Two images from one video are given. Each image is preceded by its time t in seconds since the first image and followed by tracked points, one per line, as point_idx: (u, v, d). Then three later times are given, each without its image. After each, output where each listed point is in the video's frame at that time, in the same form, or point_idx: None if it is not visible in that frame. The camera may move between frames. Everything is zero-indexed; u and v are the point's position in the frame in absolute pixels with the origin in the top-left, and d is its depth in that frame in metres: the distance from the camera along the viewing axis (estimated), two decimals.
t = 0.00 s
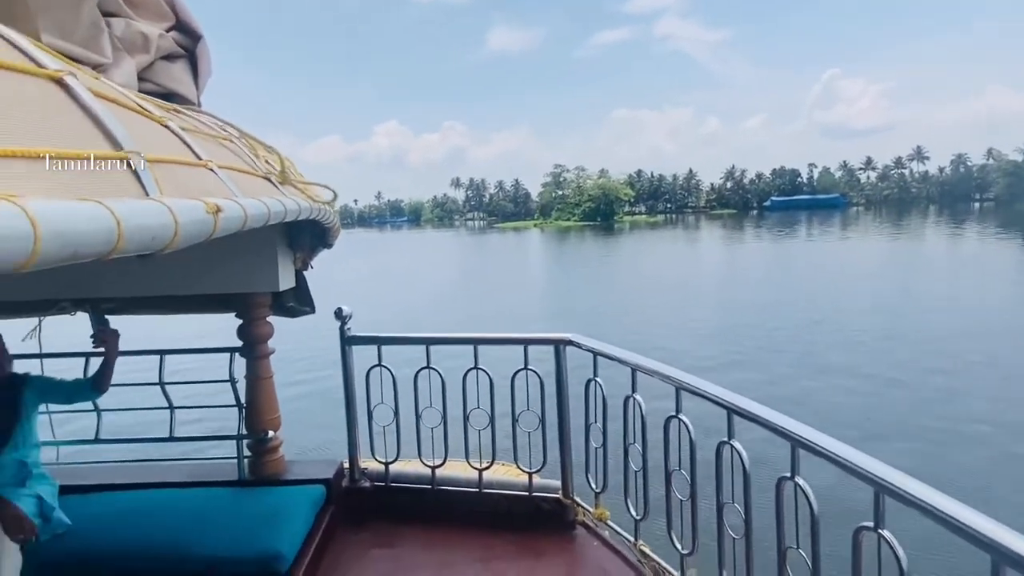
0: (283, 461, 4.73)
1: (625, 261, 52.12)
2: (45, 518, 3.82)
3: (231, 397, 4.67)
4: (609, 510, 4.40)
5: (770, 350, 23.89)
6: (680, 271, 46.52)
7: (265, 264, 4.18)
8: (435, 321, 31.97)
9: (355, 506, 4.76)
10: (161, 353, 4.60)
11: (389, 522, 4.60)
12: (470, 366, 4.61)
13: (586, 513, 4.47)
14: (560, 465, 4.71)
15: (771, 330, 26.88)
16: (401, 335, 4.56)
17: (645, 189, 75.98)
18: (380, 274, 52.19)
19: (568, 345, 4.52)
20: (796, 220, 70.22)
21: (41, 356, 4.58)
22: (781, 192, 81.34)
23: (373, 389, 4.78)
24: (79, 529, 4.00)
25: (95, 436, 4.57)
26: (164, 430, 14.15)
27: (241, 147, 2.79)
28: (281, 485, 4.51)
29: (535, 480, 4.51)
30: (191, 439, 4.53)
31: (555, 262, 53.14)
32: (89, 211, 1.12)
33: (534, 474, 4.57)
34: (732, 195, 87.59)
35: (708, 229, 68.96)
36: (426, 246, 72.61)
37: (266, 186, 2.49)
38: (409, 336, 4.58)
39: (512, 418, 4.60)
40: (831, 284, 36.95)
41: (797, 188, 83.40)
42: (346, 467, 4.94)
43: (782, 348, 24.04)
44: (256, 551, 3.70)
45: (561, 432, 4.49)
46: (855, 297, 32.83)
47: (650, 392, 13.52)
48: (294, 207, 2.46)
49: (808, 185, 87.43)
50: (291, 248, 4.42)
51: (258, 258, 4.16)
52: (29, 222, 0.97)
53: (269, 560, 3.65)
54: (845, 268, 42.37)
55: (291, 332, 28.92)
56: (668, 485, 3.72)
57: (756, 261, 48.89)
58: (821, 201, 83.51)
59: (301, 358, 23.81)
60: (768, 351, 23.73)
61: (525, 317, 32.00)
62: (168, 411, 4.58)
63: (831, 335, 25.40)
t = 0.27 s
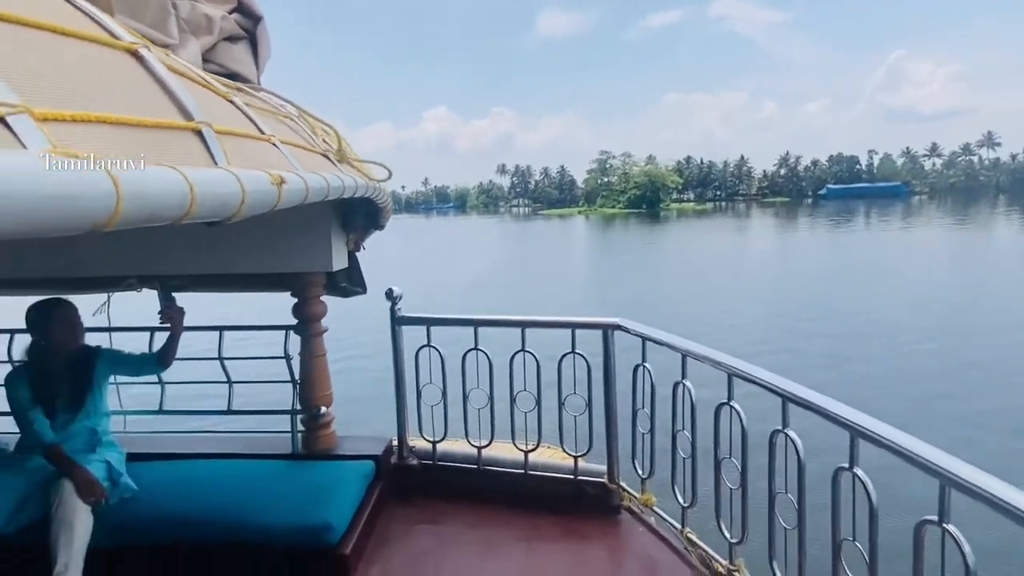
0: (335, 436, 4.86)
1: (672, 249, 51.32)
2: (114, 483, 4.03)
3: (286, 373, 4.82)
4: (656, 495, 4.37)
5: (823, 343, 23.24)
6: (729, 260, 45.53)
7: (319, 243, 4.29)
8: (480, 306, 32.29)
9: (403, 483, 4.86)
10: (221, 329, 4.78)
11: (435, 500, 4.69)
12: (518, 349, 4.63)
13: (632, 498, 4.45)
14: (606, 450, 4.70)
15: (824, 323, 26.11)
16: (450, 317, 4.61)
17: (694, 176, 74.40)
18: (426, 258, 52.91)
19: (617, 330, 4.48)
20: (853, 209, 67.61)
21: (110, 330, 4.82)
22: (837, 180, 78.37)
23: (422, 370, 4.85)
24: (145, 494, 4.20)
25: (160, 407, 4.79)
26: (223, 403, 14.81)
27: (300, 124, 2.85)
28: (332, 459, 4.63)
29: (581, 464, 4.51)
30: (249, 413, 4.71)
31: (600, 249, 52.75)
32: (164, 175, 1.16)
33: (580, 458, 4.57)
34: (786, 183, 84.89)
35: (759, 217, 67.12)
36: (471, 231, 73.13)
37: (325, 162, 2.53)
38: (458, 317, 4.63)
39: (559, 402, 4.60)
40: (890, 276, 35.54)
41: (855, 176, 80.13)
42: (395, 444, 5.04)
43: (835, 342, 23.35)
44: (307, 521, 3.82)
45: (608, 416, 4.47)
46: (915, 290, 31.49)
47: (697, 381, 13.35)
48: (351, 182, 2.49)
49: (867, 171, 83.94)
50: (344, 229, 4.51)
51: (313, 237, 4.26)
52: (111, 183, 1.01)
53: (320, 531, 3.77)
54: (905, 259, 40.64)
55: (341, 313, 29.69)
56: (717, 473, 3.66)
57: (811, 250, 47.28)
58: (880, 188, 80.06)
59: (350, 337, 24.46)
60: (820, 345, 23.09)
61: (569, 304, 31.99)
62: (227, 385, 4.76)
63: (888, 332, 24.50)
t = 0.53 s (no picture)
0: (396, 411, 4.98)
1: (732, 235, 50.03)
2: (190, 447, 4.24)
3: (350, 348, 4.97)
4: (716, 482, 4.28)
5: (893, 335, 22.25)
6: (793, 246, 44.06)
7: (383, 221, 4.38)
8: (534, 289, 32.43)
9: (462, 459, 4.96)
10: (290, 304, 4.95)
11: (493, 476, 4.75)
12: (577, 330, 4.60)
13: (692, 484, 4.39)
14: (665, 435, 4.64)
15: (894, 314, 24.98)
16: (510, 296, 4.62)
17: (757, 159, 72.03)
18: (482, 241, 53.41)
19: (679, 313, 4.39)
20: (929, 195, 64.04)
21: (186, 303, 5.05)
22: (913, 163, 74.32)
23: (481, 348, 4.89)
24: (219, 458, 4.41)
25: (232, 377, 5.01)
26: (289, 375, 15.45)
27: (373, 99, 2.88)
28: (394, 433, 4.75)
29: (639, 447, 4.47)
30: (315, 384, 4.87)
31: (658, 233, 51.94)
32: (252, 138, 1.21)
33: (638, 441, 4.52)
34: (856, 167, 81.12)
35: (826, 203, 64.50)
36: (526, 215, 73.28)
37: (398, 136, 2.56)
38: (517, 297, 4.64)
39: (618, 384, 4.57)
40: (969, 265, 33.57)
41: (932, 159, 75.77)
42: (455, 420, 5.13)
43: (906, 334, 22.33)
44: (370, 491, 3.92)
45: (668, 400, 4.40)
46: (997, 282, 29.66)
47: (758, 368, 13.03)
48: (422, 156, 2.52)
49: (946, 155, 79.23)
50: (408, 209, 4.60)
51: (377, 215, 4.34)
52: (215, 137, 1.07)
53: (382, 501, 3.86)
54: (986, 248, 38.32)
55: (399, 292, 30.38)
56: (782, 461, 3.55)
57: (881, 238, 45.17)
58: (960, 173, 75.52)
59: (408, 316, 25.01)
60: (890, 337, 22.13)
61: (625, 289, 31.73)
62: (295, 358, 4.94)
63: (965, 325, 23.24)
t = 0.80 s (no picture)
0: (465, 385, 5.06)
1: (805, 219, 47.96)
2: (272, 411, 4.45)
3: (421, 322, 5.07)
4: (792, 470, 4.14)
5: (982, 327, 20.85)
6: (871, 231, 41.85)
7: (453, 197, 4.41)
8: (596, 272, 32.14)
9: (528, 434, 5.01)
10: (365, 278, 5.09)
11: (560, 453, 4.76)
12: (648, 309, 4.52)
13: (764, 470, 4.26)
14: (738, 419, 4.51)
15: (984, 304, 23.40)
16: (580, 274, 4.58)
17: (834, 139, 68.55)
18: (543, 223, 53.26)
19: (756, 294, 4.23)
20: None
21: (267, 275, 5.27)
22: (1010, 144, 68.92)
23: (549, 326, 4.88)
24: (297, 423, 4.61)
25: (310, 346, 5.23)
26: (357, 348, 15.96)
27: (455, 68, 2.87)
28: (463, 407, 4.81)
29: (710, 430, 4.37)
30: (387, 356, 5.01)
31: (725, 216, 50.41)
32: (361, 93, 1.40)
33: (710, 424, 4.42)
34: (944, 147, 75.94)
35: (909, 186, 60.86)
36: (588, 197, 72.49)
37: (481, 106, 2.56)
38: (586, 275, 4.61)
39: (690, 366, 4.47)
40: None
41: None
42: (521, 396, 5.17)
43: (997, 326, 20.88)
44: (440, 461, 4.01)
45: (743, 383, 4.27)
46: None
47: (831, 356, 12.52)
48: (503, 124, 2.52)
49: None
50: (479, 185, 4.61)
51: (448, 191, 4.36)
52: (329, 89, 1.28)
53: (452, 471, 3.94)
54: None
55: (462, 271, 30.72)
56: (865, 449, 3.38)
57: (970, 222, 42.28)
58: None
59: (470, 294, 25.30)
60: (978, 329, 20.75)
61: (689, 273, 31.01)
62: (369, 330, 5.09)
63: None
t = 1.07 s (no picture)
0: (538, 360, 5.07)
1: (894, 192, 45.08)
2: (352, 378, 4.60)
3: (496, 296, 5.10)
4: (885, 459, 3.91)
5: None
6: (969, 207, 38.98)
7: (531, 171, 4.35)
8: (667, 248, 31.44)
9: (602, 411, 4.98)
10: (442, 252, 5.17)
11: (633, 432, 4.70)
12: (730, 288, 4.36)
13: (852, 458, 4.05)
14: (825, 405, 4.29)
15: None
16: (659, 250, 4.47)
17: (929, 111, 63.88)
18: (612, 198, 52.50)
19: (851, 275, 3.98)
20: None
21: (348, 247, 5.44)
22: None
23: (626, 303, 4.80)
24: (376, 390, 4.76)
25: (388, 317, 5.38)
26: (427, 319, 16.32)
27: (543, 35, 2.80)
28: (537, 381, 4.82)
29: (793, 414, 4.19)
30: (462, 330, 5.08)
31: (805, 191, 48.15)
32: (468, 31, 1.53)
33: (793, 409, 4.24)
34: None
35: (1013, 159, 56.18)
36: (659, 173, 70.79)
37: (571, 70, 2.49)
38: (664, 251, 4.49)
39: (773, 348, 4.29)
40: None
41: None
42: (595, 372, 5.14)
43: None
44: (512, 433, 4.03)
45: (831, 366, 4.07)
46: None
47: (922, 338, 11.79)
48: (593, 86, 2.46)
49: None
50: (556, 158, 4.53)
51: (526, 164, 4.31)
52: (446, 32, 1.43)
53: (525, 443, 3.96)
54: None
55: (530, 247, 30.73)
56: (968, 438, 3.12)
57: None
58: None
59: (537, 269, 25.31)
60: None
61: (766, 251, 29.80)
62: (445, 303, 5.18)
63: None
